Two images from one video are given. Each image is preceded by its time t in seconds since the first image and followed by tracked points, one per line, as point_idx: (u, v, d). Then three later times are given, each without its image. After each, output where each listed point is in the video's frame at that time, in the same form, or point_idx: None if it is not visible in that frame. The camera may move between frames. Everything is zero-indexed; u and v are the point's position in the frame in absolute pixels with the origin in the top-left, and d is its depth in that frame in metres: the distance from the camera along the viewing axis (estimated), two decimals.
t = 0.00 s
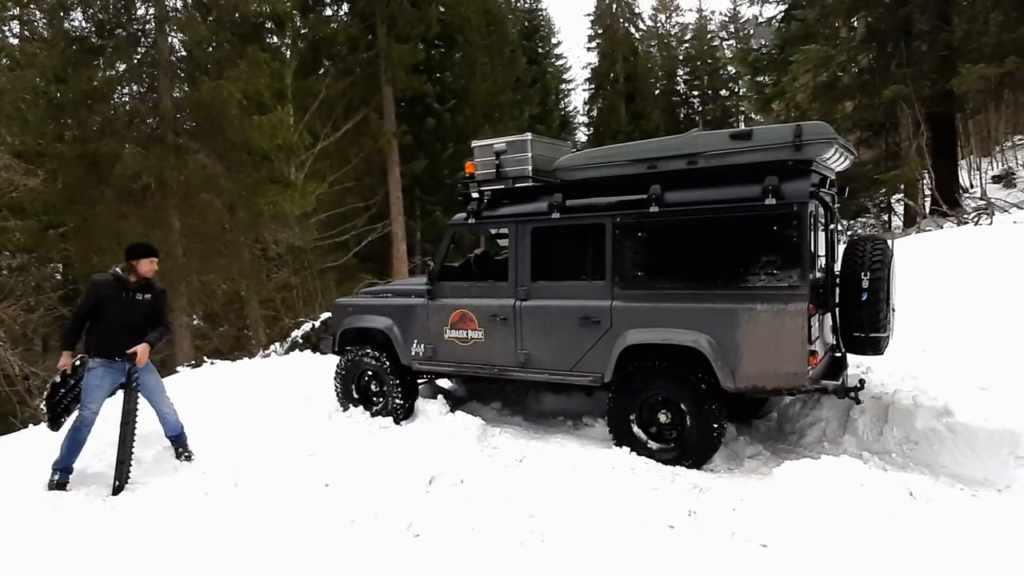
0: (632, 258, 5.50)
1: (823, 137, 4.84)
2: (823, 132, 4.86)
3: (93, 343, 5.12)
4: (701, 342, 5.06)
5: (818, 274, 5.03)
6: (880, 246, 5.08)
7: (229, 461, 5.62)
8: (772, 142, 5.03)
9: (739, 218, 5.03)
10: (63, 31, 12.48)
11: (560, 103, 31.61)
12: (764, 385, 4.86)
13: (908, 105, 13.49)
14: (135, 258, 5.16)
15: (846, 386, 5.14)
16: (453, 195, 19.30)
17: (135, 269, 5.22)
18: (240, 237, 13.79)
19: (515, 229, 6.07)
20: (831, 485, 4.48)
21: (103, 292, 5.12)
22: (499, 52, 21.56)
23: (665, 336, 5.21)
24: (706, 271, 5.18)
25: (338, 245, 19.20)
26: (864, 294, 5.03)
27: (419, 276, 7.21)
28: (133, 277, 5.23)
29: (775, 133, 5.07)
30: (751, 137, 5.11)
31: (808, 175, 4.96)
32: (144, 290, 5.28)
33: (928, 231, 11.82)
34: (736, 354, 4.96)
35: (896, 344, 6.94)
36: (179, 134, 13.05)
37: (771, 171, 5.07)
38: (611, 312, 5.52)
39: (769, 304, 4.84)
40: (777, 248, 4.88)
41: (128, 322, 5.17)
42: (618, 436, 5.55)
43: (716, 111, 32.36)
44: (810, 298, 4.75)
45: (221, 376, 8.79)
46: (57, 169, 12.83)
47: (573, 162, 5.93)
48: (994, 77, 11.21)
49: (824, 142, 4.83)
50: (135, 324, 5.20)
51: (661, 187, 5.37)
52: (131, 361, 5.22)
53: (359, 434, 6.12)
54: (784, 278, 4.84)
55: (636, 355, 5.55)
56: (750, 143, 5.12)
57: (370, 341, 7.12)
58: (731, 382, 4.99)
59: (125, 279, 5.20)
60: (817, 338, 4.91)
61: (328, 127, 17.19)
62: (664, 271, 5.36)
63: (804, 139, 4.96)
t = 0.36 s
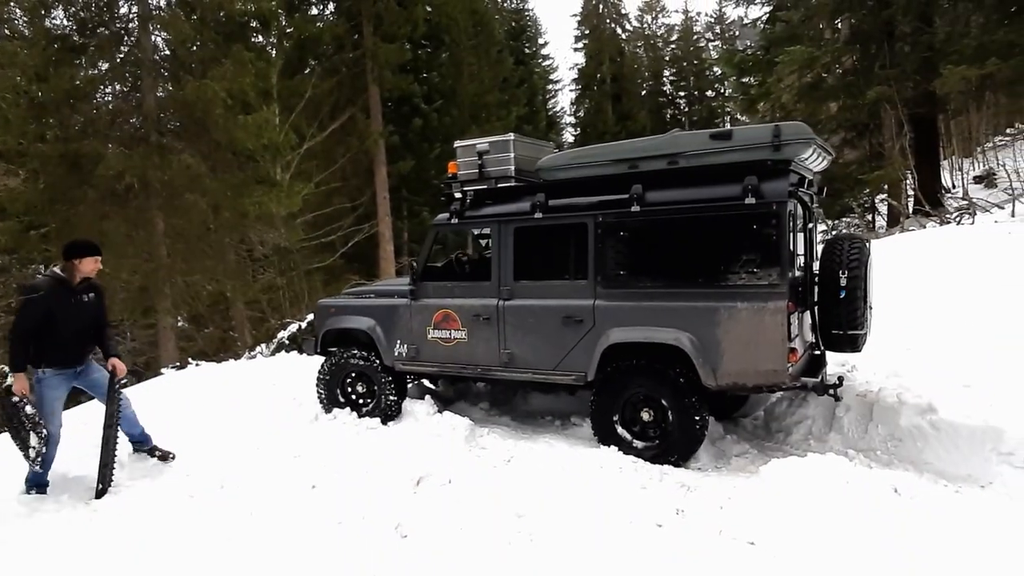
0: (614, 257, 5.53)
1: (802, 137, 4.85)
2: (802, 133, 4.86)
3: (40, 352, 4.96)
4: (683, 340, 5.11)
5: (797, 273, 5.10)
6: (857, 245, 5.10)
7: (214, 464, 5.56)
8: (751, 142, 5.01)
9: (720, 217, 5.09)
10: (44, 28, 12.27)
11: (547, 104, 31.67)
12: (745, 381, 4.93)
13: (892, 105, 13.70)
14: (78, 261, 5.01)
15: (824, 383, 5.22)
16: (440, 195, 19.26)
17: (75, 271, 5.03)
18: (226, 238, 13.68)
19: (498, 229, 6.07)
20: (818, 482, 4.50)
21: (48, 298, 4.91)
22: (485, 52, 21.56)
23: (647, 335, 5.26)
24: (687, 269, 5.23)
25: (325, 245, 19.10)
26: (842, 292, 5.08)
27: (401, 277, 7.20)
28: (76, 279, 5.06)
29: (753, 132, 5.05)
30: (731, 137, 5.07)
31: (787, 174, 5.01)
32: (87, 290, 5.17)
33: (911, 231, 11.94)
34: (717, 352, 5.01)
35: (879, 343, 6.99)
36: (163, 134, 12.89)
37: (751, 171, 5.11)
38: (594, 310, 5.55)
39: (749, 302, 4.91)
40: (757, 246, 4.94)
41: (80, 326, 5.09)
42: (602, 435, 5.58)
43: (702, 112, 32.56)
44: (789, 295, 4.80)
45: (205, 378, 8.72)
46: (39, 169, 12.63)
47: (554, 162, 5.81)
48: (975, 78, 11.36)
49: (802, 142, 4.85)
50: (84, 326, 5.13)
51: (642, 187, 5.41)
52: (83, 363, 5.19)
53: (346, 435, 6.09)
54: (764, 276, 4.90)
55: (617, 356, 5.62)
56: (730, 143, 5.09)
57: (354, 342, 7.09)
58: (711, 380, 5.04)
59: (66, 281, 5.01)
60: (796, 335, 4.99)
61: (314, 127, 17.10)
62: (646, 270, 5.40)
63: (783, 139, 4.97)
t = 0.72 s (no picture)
0: (596, 256, 5.60)
1: (779, 137, 4.96)
2: (779, 133, 4.98)
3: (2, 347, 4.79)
4: (663, 338, 5.21)
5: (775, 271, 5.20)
6: (833, 244, 5.20)
7: (199, 465, 5.53)
8: (730, 142, 5.13)
9: (699, 216, 5.19)
10: (26, 26, 12.19)
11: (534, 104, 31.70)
12: (725, 378, 5.03)
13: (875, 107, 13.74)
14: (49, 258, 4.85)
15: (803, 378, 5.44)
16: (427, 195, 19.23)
17: (46, 268, 4.87)
18: (211, 237, 13.56)
19: (480, 228, 6.09)
20: (800, 480, 4.56)
21: (14, 293, 4.74)
22: (472, 51, 21.54)
23: (628, 333, 5.34)
24: (667, 268, 5.32)
25: (311, 245, 19.01)
26: (819, 290, 5.16)
27: (381, 277, 7.17)
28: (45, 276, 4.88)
29: (732, 133, 5.18)
30: (710, 137, 5.19)
31: (764, 174, 5.12)
32: (57, 287, 4.99)
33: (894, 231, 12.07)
34: (698, 350, 5.11)
35: (862, 341, 7.07)
36: (148, 132, 12.76)
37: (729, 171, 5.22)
38: (576, 309, 5.61)
39: (729, 299, 5.01)
40: (736, 245, 5.04)
41: (46, 324, 4.92)
42: (585, 434, 5.66)
43: (688, 112, 32.73)
44: (767, 293, 4.92)
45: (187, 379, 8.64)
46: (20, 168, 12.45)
47: (537, 161, 5.89)
48: (956, 80, 11.50)
49: (779, 142, 4.97)
50: (50, 323, 4.96)
51: (624, 187, 5.50)
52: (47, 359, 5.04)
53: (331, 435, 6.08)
54: (742, 274, 5.01)
55: (603, 352, 5.70)
56: (709, 143, 5.21)
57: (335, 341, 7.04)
58: (692, 376, 5.14)
59: (36, 278, 4.85)
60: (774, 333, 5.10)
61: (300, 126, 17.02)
62: (627, 268, 5.48)
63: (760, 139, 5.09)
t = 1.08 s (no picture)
0: (578, 258, 5.69)
1: (757, 142, 5.17)
2: (755, 138, 5.18)
3: None
4: (644, 338, 5.32)
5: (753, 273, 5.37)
6: (809, 247, 5.48)
7: (193, 468, 5.55)
8: (709, 147, 5.30)
9: (679, 218, 5.34)
10: (17, 28, 12.13)
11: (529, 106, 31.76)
12: (704, 377, 5.15)
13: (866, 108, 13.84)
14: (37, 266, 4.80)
15: (779, 378, 5.59)
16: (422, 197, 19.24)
17: (32, 274, 4.83)
18: (204, 240, 13.53)
19: (464, 231, 6.17)
20: (791, 479, 4.61)
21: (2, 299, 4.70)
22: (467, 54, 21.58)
23: (610, 332, 5.44)
24: (648, 269, 5.45)
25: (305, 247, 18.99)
26: (795, 291, 5.43)
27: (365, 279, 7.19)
28: (32, 282, 4.85)
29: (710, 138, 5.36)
30: (690, 142, 5.37)
31: (742, 178, 5.30)
32: (43, 292, 4.96)
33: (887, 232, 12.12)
34: (678, 349, 5.23)
35: (853, 342, 7.11)
36: (141, 134, 12.74)
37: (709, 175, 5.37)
38: (559, 310, 5.70)
39: (707, 300, 5.14)
40: (715, 247, 5.20)
41: (35, 329, 4.91)
42: (572, 441, 5.71)
43: (682, 114, 32.85)
44: (745, 293, 5.07)
45: (181, 382, 8.65)
46: (12, 170, 12.36)
47: (521, 165, 6.07)
48: (946, 82, 11.60)
49: (756, 147, 5.17)
50: (38, 329, 4.95)
51: (605, 190, 5.62)
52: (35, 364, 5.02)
53: (325, 437, 6.11)
54: (721, 275, 5.16)
55: (586, 351, 5.77)
56: (689, 148, 5.40)
57: (318, 344, 7.03)
58: (673, 375, 5.26)
59: (23, 284, 4.81)
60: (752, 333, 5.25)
61: (294, 128, 17.03)
62: (609, 270, 5.59)
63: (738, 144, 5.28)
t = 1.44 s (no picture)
0: (555, 254, 5.87)
1: (726, 137, 5.44)
2: (723, 134, 5.45)
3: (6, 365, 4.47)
4: (621, 330, 5.50)
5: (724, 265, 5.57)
6: (779, 239, 5.66)
7: (196, 469, 5.57)
8: (680, 143, 5.57)
9: (651, 213, 5.55)
10: (20, 30, 12.36)
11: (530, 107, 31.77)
12: (680, 367, 5.36)
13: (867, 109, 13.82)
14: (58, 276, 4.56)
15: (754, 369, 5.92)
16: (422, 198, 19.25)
17: (54, 285, 4.59)
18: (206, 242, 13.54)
19: (444, 230, 6.31)
20: (791, 479, 4.63)
21: (23, 310, 4.47)
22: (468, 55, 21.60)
23: (587, 326, 5.61)
24: (622, 263, 5.63)
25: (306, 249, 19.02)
26: (766, 282, 5.59)
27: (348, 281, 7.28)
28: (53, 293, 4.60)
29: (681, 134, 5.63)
30: (663, 138, 5.63)
31: (712, 173, 5.53)
32: (64, 303, 4.71)
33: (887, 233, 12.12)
34: (654, 341, 5.42)
35: (853, 343, 7.22)
36: (143, 137, 12.72)
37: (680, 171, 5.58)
38: (537, 305, 5.86)
39: (680, 291, 5.35)
40: (687, 240, 5.40)
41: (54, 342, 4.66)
42: (566, 445, 5.81)
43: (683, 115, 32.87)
44: (716, 284, 5.26)
45: (183, 383, 8.68)
46: (16, 172, 12.41)
47: (498, 165, 6.27)
48: (948, 84, 11.58)
49: (725, 142, 5.44)
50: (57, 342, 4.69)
51: (581, 187, 5.81)
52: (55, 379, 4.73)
53: (326, 439, 6.13)
54: (693, 266, 5.36)
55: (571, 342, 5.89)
56: (662, 144, 5.65)
57: (299, 346, 7.10)
58: (649, 365, 5.46)
59: (45, 294, 4.58)
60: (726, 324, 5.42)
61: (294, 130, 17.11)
62: (584, 265, 5.77)
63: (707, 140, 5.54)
